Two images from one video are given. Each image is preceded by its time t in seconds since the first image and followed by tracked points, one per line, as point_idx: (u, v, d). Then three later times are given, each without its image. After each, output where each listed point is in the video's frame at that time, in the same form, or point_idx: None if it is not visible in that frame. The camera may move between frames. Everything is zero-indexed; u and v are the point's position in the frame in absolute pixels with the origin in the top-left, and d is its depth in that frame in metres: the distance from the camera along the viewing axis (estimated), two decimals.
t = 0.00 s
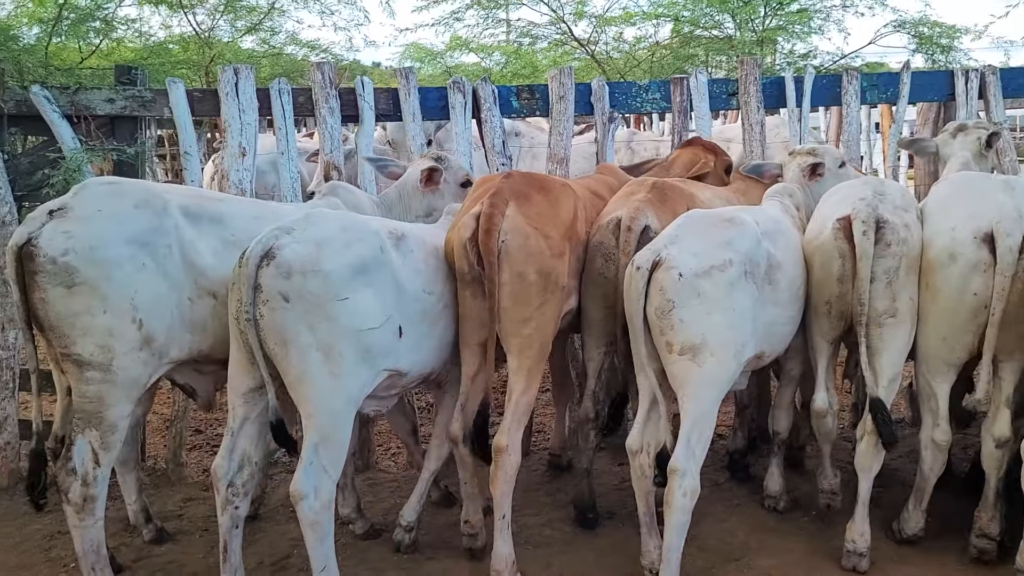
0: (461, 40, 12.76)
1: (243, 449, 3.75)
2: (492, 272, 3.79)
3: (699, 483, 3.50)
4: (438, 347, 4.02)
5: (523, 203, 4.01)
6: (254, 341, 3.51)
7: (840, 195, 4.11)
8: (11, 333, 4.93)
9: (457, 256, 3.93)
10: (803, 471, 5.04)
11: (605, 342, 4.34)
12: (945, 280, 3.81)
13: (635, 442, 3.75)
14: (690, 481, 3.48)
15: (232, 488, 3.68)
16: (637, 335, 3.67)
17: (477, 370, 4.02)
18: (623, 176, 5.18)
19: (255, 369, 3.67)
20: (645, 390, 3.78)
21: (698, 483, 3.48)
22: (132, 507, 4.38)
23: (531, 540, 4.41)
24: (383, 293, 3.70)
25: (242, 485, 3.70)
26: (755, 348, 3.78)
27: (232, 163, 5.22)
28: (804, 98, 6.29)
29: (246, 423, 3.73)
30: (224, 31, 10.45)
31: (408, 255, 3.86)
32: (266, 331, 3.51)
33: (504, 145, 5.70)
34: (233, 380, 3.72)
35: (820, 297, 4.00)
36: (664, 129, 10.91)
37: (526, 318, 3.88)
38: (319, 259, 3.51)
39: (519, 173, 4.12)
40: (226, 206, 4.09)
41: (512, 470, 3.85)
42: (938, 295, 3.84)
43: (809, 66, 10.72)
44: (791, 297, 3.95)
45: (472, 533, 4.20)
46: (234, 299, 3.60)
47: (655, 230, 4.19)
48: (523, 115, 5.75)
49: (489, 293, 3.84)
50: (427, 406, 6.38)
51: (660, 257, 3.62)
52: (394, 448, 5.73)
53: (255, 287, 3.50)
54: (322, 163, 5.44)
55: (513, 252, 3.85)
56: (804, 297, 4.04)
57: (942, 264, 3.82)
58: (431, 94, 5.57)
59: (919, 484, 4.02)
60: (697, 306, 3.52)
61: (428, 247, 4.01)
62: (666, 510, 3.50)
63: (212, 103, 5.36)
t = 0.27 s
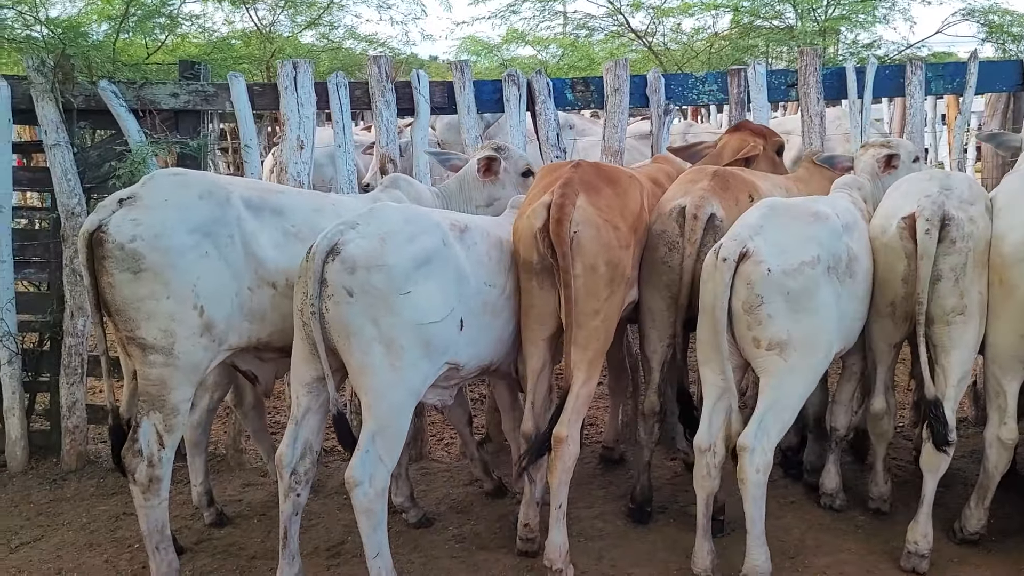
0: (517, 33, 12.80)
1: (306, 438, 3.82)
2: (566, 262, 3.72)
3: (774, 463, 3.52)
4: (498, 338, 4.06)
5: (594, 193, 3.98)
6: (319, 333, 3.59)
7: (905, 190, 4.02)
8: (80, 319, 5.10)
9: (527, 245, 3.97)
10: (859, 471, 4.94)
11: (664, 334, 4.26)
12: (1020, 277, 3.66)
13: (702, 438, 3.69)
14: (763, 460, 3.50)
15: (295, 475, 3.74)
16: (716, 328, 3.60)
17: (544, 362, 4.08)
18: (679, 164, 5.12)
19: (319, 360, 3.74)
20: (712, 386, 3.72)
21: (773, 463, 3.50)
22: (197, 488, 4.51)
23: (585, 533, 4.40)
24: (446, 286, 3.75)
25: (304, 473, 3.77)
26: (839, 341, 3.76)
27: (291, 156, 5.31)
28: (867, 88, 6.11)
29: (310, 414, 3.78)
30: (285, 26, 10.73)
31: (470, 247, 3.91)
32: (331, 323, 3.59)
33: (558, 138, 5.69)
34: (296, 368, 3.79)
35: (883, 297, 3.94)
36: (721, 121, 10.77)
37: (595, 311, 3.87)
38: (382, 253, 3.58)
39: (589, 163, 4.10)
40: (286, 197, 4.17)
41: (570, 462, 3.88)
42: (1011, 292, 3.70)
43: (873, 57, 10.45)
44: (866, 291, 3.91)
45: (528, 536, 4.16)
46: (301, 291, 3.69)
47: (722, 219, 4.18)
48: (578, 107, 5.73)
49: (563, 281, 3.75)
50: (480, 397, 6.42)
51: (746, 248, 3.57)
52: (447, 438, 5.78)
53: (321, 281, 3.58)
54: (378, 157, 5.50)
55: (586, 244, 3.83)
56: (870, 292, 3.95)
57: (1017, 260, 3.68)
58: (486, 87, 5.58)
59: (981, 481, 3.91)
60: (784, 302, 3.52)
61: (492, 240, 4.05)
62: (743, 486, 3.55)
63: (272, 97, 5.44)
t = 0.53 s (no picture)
0: (553, 27, 12.77)
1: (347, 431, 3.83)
2: (596, 258, 3.76)
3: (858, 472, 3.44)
4: (538, 334, 4.08)
5: (629, 187, 3.94)
6: (362, 327, 3.64)
7: (952, 187, 3.93)
8: (124, 313, 5.19)
9: (562, 244, 3.97)
10: (903, 469, 4.88)
11: (711, 331, 4.28)
12: None
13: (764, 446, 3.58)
14: (849, 473, 3.42)
15: (336, 468, 3.77)
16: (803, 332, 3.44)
17: (580, 360, 4.06)
18: (722, 159, 5.06)
19: (361, 353, 3.78)
20: (776, 390, 3.59)
21: (857, 473, 3.43)
22: (240, 479, 4.57)
23: (622, 529, 4.38)
24: (487, 281, 3.78)
25: (345, 466, 3.79)
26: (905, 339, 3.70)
27: (330, 151, 5.36)
28: (911, 81, 5.99)
29: (350, 407, 3.81)
30: (322, 22, 10.78)
31: (511, 244, 3.94)
32: (374, 317, 3.63)
33: (596, 133, 5.66)
34: (339, 361, 3.83)
35: (930, 294, 3.87)
36: (760, 114, 10.65)
37: (629, 308, 3.86)
38: (426, 248, 3.61)
39: (625, 157, 4.06)
40: (327, 192, 4.23)
41: (608, 458, 3.88)
42: None
43: (916, 49, 10.26)
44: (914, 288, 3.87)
45: (566, 533, 4.15)
46: (346, 286, 3.76)
47: (768, 211, 4.07)
48: (616, 102, 5.70)
49: (597, 281, 3.80)
50: (517, 392, 6.43)
51: (829, 247, 3.45)
52: (484, 433, 5.79)
53: (364, 276, 3.62)
54: (416, 152, 5.52)
55: (618, 240, 3.82)
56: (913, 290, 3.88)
57: None
58: (524, 82, 5.57)
59: None
60: (869, 303, 3.42)
61: (532, 237, 4.08)
62: (827, 499, 3.46)
63: (311, 93, 5.48)
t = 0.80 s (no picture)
0: (584, 27, 12.76)
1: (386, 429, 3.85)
2: (630, 262, 3.72)
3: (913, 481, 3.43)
4: (574, 332, 4.06)
5: (665, 188, 3.90)
6: (400, 325, 3.65)
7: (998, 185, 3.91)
8: (164, 311, 5.26)
9: (597, 246, 3.91)
10: (945, 475, 4.79)
11: (747, 339, 4.20)
12: None
13: (822, 452, 3.54)
14: (907, 481, 3.41)
15: (374, 466, 3.78)
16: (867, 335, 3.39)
17: (615, 364, 3.98)
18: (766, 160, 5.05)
19: (400, 352, 3.78)
20: (831, 395, 3.55)
21: (913, 482, 3.41)
22: (278, 476, 4.61)
23: (658, 531, 4.35)
24: (523, 279, 3.77)
25: (383, 464, 3.81)
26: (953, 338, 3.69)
27: (367, 151, 5.37)
28: (954, 80, 5.88)
29: (388, 404, 3.82)
30: (354, 22, 10.99)
31: (548, 243, 3.92)
32: (412, 316, 3.63)
33: (632, 132, 5.63)
34: (377, 361, 3.84)
35: (976, 296, 3.79)
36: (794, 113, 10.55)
37: (664, 310, 3.83)
38: (463, 246, 3.61)
39: (661, 158, 4.03)
40: (365, 191, 4.24)
41: (644, 461, 3.85)
42: None
43: (955, 46, 10.10)
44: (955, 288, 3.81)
45: (603, 536, 4.13)
46: (383, 285, 3.76)
47: (806, 213, 3.98)
48: (652, 101, 5.66)
49: (629, 285, 3.74)
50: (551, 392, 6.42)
51: (890, 247, 3.41)
52: (518, 433, 5.79)
53: (402, 275, 3.63)
54: (452, 152, 5.52)
55: (654, 242, 3.80)
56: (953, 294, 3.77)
57: None
58: (559, 81, 5.55)
59: None
60: (930, 303, 3.40)
61: (569, 236, 4.06)
62: (882, 508, 3.44)
63: (348, 93, 5.51)
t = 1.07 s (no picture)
0: (613, 25, 12.73)
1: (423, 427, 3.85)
2: (679, 262, 3.64)
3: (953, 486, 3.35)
4: (615, 332, 4.03)
5: (710, 186, 3.87)
6: (438, 323, 3.65)
7: None
8: (201, 308, 5.31)
9: (642, 247, 3.91)
10: (986, 480, 4.71)
11: (783, 339, 4.14)
12: None
13: (857, 455, 3.48)
14: (946, 485, 3.33)
15: (412, 463, 3.79)
16: (896, 335, 3.35)
17: (655, 366, 3.97)
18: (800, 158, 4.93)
19: (437, 349, 3.79)
20: (865, 397, 3.50)
21: (953, 487, 3.34)
22: (314, 473, 4.64)
23: (694, 533, 4.31)
24: (563, 277, 3.75)
25: (420, 461, 3.81)
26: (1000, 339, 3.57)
27: (402, 149, 5.41)
28: (997, 78, 5.75)
29: (427, 402, 3.82)
30: (385, 21, 11.11)
31: (588, 241, 3.90)
32: (450, 313, 3.64)
33: (667, 131, 5.59)
34: (415, 358, 3.85)
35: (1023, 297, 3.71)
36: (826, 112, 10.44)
37: (707, 311, 3.80)
38: (502, 244, 3.60)
39: (703, 156, 3.99)
40: (403, 189, 4.25)
41: (681, 464, 3.81)
42: None
43: (992, 44, 9.93)
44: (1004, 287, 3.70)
45: (638, 537, 4.10)
46: (421, 283, 3.76)
47: (844, 212, 3.91)
48: (688, 99, 5.62)
49: (676, 285, 3.68)
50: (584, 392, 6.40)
51: (923, 246, 3.35)
52: (550, 432, 5.78)
53: (440, 273, 3.63)
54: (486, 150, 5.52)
55: (702, 242, 3.75)
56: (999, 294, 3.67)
57: None
58: (595, 79, 5.53)
59: None
60: (966, 303, 3.31)
61: (610, 234, 4.03)
62: (920, 512, 3.38)
63: (384, 92, 5.53)
